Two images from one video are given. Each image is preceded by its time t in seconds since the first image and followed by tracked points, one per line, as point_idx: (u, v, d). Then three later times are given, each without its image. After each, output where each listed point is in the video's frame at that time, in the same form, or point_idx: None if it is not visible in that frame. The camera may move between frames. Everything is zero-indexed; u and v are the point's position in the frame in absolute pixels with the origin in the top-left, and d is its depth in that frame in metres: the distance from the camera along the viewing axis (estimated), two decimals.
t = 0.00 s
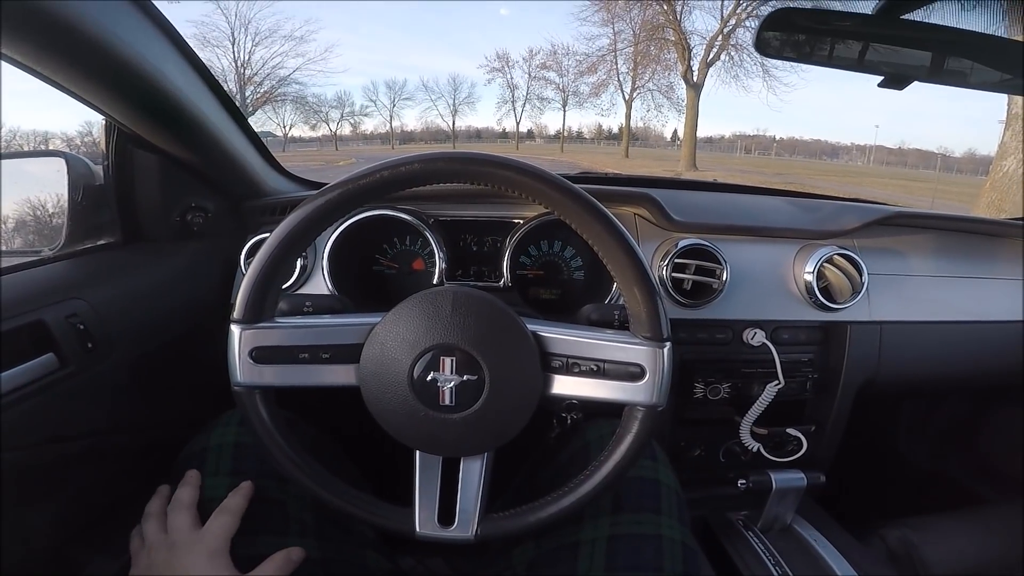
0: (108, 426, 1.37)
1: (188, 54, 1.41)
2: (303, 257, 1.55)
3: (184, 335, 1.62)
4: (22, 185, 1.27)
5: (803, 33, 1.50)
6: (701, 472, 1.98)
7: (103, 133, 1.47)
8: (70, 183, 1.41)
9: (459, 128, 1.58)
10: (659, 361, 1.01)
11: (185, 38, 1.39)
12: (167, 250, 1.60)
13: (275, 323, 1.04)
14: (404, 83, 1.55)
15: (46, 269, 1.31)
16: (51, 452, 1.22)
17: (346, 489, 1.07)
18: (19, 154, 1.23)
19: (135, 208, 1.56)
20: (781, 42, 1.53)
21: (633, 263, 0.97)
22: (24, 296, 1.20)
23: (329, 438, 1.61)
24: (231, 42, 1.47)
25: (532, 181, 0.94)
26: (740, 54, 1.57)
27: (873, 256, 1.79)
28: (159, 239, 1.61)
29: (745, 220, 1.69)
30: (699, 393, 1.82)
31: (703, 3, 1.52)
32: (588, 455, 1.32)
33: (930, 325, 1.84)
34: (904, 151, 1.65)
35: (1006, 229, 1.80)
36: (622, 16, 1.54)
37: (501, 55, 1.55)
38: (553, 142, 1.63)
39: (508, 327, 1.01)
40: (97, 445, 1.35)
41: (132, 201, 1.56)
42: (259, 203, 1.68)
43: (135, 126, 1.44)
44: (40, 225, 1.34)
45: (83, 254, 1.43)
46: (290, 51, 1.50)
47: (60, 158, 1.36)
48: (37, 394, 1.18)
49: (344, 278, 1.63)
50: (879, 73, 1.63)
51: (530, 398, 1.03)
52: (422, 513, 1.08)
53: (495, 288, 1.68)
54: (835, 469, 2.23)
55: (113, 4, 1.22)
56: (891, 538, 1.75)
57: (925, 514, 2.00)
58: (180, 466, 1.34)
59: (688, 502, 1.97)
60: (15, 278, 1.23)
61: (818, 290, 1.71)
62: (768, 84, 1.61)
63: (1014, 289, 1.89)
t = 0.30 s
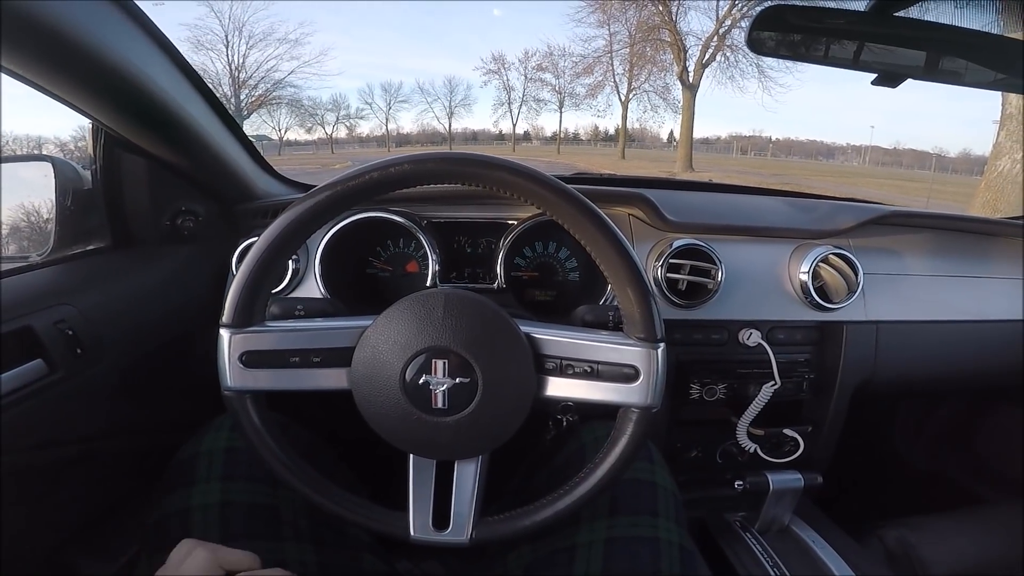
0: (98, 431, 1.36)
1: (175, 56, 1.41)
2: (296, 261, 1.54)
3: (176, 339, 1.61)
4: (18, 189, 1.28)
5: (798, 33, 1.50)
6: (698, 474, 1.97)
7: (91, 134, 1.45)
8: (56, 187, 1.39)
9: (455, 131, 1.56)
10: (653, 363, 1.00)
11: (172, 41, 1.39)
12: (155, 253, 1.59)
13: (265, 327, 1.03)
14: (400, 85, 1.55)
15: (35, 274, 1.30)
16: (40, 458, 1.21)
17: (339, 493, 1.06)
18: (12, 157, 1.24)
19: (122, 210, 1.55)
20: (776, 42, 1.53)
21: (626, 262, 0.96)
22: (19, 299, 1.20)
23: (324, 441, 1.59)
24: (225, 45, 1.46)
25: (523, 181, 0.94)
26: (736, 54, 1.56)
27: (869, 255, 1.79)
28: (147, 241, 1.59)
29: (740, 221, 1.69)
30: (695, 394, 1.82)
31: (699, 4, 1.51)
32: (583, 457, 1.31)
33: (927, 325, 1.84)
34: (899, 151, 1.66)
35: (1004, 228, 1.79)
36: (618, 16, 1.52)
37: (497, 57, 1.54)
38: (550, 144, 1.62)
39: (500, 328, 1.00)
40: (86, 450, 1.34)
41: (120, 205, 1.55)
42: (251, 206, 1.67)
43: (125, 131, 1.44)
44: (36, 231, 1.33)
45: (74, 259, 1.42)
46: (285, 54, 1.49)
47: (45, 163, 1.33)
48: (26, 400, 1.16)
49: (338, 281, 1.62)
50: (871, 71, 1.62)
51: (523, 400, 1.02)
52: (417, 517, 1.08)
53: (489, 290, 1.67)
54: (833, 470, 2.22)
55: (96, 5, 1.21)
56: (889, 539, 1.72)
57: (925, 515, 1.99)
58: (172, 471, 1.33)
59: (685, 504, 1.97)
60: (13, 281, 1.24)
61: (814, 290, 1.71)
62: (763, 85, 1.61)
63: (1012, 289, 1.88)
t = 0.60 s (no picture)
0: (101, 436, 1.37)
1: (173, 63, 1.42)
2: (296, 266, 1.55)
3: (177, 345, 1.61)
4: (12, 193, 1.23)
5: (791, 32, 1.50)
6: (697, 473, 1.98)
7: (92, 141, 1.46)
8: (59, 194, 1.40)
9: (452, 133, 1.59)
10: (651, 364, 1.01)
11: (170, 47, 1.40)
12: (157, 259, 1.59)
13: (266, 332, 1.04)
14: (397, 89, 1.55)
15: (38, 281, 1.31)
16: (44, 463, 1.22)
17: (342, 496, 1.07)
18: (12, 164, 1.21)
19: (124, 217, 1.56)
20: (770, 42, 1.53)
21: (622, 265, 0.97)
22: (21, 308, 1.20)
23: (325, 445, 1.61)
24: (222, 50, 1.47)
25: (519, 186, 0.95)
26: (731, 54, 1.58)
27: (865, 255, 1.80)
28: (149, 249, 1.59)
29: (737, 222, 1.70)
30: (694, 394, 1.82)
31: (693, 4, 1.53)
32: (583, 458, 1.32)
33: (924, 323, 1.85)
34: (895, 148, 1.67)
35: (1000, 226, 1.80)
36: (612, 18, 1.54)
37: (492, 59, 1.55)
38: (547, 145, 1.63)
39: (500, 332, 1.01)
40: (89, 455, 1.34)
41: (123, 211, 1.55)
42: (251, 212, 1.68)
43: (125, 137, 1.44)
44: (33, 235, 1.31)
45: (76, 266, 1.43)
46: (282, 58, 1.50)
47: (50, 170, 1.35)
48: (32, 405, 1.17)
49: (338, 286, 1.63)
50: (863, 72, 1.64)
51: (523, 402, 1.03)
52: (418, 518, 1.09)
53: (488, 293, 1.68)
54: (832, 468, 2.23)
55: (94, 12, 1.22)
56: (890, 538, 1.73)
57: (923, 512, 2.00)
58: (175, 476, 1.34)
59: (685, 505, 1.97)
60: (11, 291, 1.23)
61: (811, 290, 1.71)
62: (758, 84, 1.63)
63: (1007, 286, 1.90)
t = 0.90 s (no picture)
0: (101, 437, 1.38)
1: (174, 64, 1.42)
2: (297, 269, 1.56)
3: (178, 346, 1.62)
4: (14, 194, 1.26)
5: (791, 37, 1.52)
6: (697, 476, 1.98)
7: (94, 143, 1.47)
8: (60, 196, 1.41)
9: (453, 136, 1.58)
10: (651, 367, 1.01)
11: (171, 48, 1.41)
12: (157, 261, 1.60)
13: (267, 335, 1.04)
14: (397, 91, 1.56)
15: (39, 282, 1.32)
16: (44, 464, 1.22)
17: (342, 498, 1.07)
18: (11, 165, 1.23)
19: (126, 221, 1.56)
20: (770, 46, 1.55)
21: (622, 268, 0.97)
22: (22, 308, 1.20)
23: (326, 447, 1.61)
24: (222, 52, 1.48)
25: (519, 189, 0.95)
26: (730, 57, 1.60)
27: (864, 258, 1.80)
28: (149, 251, 1.59)
29: (736, 225, 1.70)
30: (693, 397, 1.83)
31: (693, 7, 1.53)
32: (583, 460, 1.33)
33: (923, 326, 1.86)
34: (895, 152, 1.65)
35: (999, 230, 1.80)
36: (613, 20, 1.54)
37: (494, 62, 1.55)
38: (547, 148, 1.63)
39: (500, 335, 1.02)
40: (89, 457, 1.35)
41: (124, 213, 1.55)
42: (252, 214, 1.69)
43: (126, 139, 1.45)
44: (33, 237, 1.33)
45: (77, 267, 1.43)
46: (282, 60, 1.51)
47: (49, 171, 1.36)
48: (32, 407, 1.18)
49: (338, 288, 1.63)
50: (862, 76, 1.65)
51: (523, 405, 1.03)
52: (418, 520, 1.09)
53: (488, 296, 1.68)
54: (832, 471, 2.24)
55: (98, 15, 1.23)
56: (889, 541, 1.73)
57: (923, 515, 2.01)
58: (175, 477, 1.34)
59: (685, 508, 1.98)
60: (13, 292, 1.23)
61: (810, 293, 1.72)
62: (759, 87, 1.63)
63: (1007, 290, 1.90)
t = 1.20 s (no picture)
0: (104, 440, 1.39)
1: (178, 68, 1.43)
2: (300, 274, 1.57)
3: (180, 350, 1.63)
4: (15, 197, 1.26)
5: (790, 40, 1.54)
6: (696, 480, 1.99)
7: (98, 147, 1.47)
8: (65, 200, 1.41)
9: (453, 140, 1.60)
10: (650, 374, 1.02)
11: (175, 52, 1.42)
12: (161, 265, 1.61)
13: (270, 340, 1.05)
14: (398, 95, 1.56)
15: (44, 286, 1.32)
16: (47, 467, 1.23)
17: (343, 503, 1.08)
18: (13, 169, 1.23)
19: (131, 226, 1.57)
20: (770, 49, 1.54)
21: (621, 276, 0.98)
22: (29, 312, 1.21)
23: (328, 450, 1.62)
24: (225, 55, 1.48)
25: (518, 197, 0.96)
26: (730, 61, 1.57)
27: (862, 264, 1.81)
28: (152, 255, 1.60)
29: (735, 232, 1.71)
30: (693, 402, 1.84)
31: (693, 10, 1.53)
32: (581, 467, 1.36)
33: (922, 332, 1.86)
34: (895, 155, 1.72)
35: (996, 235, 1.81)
36: (613, 24, 1.55)
37: (494, 66, 1.56)
38: (547, 152, 1.66)
39: (501, 342, 1.02)
40: (91, 460, 1.36)
41: (129, 218, 1.56)
42: (255, 219, 1.69)
43: (130, 144, 1.45)
44: (36, 238, 1.33)
45: (82, 271, 1.44)
46: (284, 64, 1.52)
47: (56, 176, 1.37)
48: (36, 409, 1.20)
49: (338, 294, 1.63)
50: (858, 84, 1.63)
51: (523, 411, 1.04)
52: (418, 524, 1.10)
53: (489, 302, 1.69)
54: (830, 475, 2.25)
55: (106, 22, 1.25)
56: (887, 544, 1.74)
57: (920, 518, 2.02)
58: (176, 481, 1.35)
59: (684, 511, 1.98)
60: (19, 294, 1.25)
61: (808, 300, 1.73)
62: (758, 91, 1.63)
63: (1004, 295, 1.91)
